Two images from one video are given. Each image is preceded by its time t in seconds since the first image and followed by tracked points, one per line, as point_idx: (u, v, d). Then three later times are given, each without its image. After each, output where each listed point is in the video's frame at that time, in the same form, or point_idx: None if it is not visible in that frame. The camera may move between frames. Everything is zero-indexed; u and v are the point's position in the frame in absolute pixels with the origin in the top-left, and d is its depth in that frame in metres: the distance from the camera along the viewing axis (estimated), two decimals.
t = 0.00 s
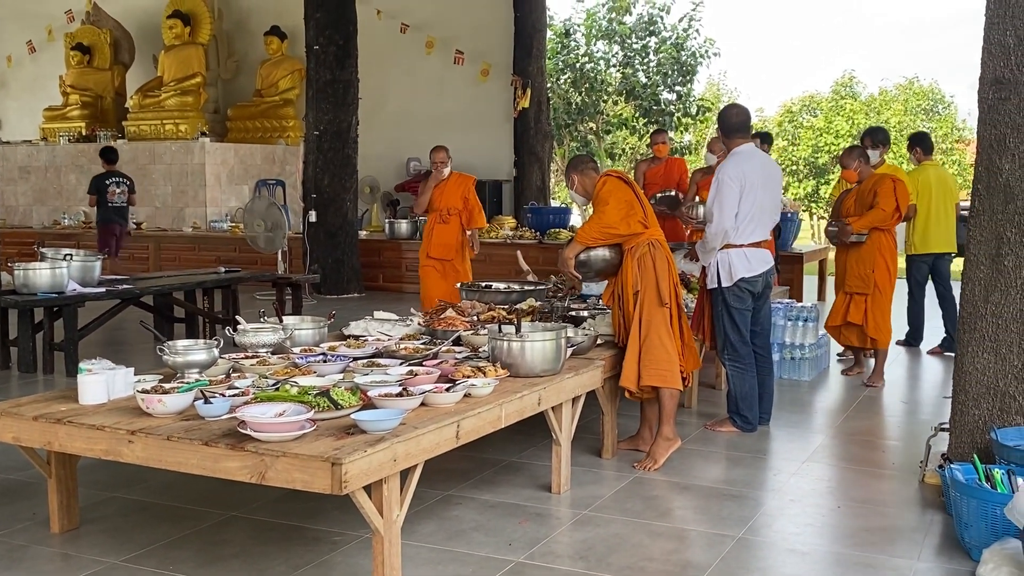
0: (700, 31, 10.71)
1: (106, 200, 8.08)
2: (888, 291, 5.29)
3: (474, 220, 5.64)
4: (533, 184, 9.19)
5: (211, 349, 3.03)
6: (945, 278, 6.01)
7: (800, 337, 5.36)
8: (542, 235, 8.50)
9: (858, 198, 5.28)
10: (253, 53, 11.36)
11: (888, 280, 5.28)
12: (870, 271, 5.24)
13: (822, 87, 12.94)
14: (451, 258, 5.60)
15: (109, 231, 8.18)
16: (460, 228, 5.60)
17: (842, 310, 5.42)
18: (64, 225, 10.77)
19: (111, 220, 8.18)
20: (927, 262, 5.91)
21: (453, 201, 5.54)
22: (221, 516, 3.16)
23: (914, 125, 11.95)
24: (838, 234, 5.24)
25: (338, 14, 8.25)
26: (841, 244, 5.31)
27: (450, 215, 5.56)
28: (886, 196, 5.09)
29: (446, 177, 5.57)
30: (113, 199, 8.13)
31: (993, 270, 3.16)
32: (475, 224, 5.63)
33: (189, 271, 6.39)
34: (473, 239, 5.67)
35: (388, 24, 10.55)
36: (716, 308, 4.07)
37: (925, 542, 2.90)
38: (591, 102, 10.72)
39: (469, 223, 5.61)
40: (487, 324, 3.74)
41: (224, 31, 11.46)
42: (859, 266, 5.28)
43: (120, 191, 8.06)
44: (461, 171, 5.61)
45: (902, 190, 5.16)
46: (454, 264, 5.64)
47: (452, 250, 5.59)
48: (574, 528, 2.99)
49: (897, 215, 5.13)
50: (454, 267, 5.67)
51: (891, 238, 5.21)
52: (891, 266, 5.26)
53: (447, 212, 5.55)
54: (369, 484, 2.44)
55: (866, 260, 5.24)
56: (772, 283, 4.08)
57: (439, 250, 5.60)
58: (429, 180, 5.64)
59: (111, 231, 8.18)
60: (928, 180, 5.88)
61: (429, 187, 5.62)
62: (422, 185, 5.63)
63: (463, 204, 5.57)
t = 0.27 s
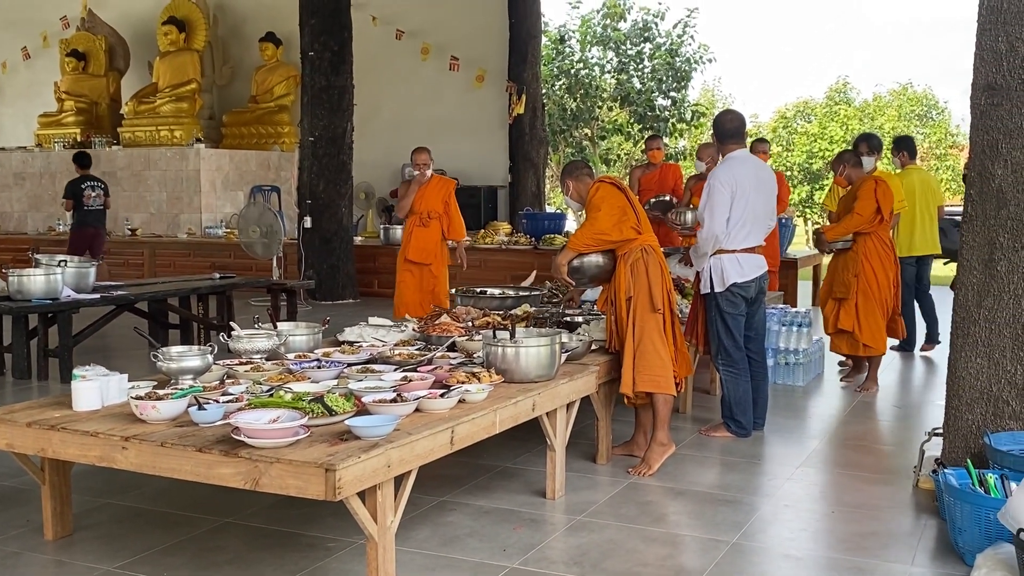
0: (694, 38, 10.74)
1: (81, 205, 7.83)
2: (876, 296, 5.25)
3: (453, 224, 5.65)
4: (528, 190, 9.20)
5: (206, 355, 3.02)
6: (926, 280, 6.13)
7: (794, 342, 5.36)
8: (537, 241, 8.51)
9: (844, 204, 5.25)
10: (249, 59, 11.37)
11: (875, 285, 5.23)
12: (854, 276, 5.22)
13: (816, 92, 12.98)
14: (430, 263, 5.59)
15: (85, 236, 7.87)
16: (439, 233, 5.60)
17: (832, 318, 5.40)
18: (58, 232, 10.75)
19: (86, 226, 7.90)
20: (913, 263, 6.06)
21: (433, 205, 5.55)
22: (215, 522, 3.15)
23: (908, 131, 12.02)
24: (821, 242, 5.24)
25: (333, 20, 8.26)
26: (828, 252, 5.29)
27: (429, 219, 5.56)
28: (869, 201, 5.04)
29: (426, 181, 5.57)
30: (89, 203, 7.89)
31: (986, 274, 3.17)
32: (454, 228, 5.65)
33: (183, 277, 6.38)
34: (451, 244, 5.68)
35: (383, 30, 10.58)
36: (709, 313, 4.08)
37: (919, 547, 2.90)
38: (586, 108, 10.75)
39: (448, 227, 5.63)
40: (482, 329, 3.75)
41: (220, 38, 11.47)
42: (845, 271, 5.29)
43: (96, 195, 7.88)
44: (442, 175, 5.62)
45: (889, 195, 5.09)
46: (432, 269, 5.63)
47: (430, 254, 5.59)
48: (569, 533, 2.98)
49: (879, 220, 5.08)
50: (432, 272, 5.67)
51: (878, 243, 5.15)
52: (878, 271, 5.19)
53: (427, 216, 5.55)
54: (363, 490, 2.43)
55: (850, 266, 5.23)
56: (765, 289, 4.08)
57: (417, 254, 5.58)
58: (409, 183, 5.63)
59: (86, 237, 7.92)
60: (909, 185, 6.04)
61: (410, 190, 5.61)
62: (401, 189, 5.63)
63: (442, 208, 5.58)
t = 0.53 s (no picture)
0: (691, 42, 10.75)
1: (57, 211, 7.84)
2: (856, 305, 5.05)
3: (442, 232, 5.56)
4: (525, 195, 9.20)
5: (202, 360, 3.02)
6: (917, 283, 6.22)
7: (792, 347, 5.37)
8: (534, 245, 8.51)
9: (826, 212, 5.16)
10: (246, 63, 11.38)
11: (856, 293, 5.04)
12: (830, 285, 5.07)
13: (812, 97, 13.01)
14: (416, 272, 5.49)
15: (59, 242, 7.86)
16: (428, 241, 5.51)
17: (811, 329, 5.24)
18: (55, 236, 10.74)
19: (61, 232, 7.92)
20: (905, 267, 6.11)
21: (420, 212, 5.46)
22: (211, 527, 3.15)
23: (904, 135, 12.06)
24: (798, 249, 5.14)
25: (330, 25, 8.27)
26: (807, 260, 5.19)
27: (417, 227, 5.47)
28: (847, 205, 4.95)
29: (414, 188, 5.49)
30: (65, 210, 7.90)
31: (981, 279, 3.17)
32: (442, 237, 5.55)
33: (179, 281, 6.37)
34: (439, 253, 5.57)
35: (380, 35, 10.59)
36: (706, 318, 4.09)
37: (915, 551, 2.91)
38: (582, 112, 10.77)
39: (436, 236, 5.53)
40: (478, 334, 3.75)
41: (216, 42, 11.48)
42: (825, 278, 5.14)
43: (71, 201, 7.91)
44: (431, 183, 5.54)
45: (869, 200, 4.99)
46: (418, 278, 5.53)
47: (417, 262, 5.49)
48: (565, 538, 2.98)
49: (855, 225, 4.96)
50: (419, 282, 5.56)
51: (855, 250, 5.00)
52: (859, 279, 5.02)
53: (415, 224, 5.46)
54: (359, 495, 2.43)
55: (828, 272, 5.07)
56: (762, 294, 4.09)
57: (404, 262, 5.49)
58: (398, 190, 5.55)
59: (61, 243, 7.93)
60: (902, 189, 6.09)
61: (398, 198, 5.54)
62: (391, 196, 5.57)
63: (430, 216, 5.49)
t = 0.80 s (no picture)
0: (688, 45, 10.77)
1: (35, 214, 7.91)
2: (823, 310, 4.96)
3: (433, 235, 5.47)
4: (522, 198, 9.21)
5: (199, 365, 3.02)
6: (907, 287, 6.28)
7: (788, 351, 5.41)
8: (531, 248, 8.51)
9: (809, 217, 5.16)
10: (243, 67, 11.38)
11: (825, 298, 4.95)
12: (805, 285, 5.04)
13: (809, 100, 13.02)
14: (406, 277, 5.40)
15: (40, 245, 7.97)
16: (418, 244, 5.42)
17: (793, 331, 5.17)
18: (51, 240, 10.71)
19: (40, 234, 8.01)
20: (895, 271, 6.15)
21: (410, 215, 5.37)
22: (208, 533, 3.14)
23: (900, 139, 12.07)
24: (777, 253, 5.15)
25: (327, 29, 8.27)
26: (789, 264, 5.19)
27: (407, 230, 5.38)
28: (822, 207, 4.96)
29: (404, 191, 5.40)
30: (42, 213, 7.98)
31: (978, 284, 3.18)
32: (433, 240, 5.46)
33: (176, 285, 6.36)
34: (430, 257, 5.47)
35: (377, 38, 10.59)
36: (704, 322, 4.08)
37: (912, 556, 2.91)
38: (579, 116, 10.77)
39: (426, 239, 5.44)
40: (476, 338, 3.75)
41: (213, 46, 11.48)
42: (803, 280, 5.09)
43: (49, 204, 7.99)
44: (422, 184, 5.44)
45: (848, 206, 4.96)
46: (408, 282, 5.43)
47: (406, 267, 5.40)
48: (562, 543, 2.98)
49: (829, 228, 4.94)
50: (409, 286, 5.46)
51: (830, 251, 4.95)
52: (829, 283, 4.94)
53: (404, 228, 5.38)
54: (356, 500, 2.43)
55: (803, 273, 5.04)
56: (761, 298, 4.09)
57: (394, 267, 5.41)
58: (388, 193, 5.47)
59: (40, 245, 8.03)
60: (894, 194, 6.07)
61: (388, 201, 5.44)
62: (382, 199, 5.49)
63: (420, 219, 5.40)
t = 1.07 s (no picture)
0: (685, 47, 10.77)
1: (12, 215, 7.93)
2: (799, 314, 4.92)
3: (422, 238, 5.30)
4: (519, 199, 9.21)
5: (196, 366, 3.01)
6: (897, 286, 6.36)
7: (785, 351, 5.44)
8: (528, 250, 8.52)
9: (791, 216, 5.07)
10: (240, 68, 11.37)
11: (800, 301, 4.91)
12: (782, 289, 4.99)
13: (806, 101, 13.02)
14: (396, 282, 5.25)
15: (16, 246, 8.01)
16: (407, 248, 5.26)
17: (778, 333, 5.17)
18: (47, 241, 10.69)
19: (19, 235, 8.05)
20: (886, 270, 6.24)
21: (399, 218, 5.20)
22: (205, 535, 3.14)
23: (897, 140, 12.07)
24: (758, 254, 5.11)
25: (324, 30, 8.27)
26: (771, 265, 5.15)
27: (395, 233, 5.21)
28: (795, 208, 4.87)
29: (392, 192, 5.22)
30: (20, 214, 8.00)
31: (975, 285, 3.18)
32: (422, 243, 5.30)
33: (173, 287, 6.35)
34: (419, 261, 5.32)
35: (374, 40, 10.59)
36: (703, 323, 4.08)
37: (909, 557, 2.91)
38: (576, 117, 10.76)
39: (416, 242, 5.28)
40: (473, 340, 3.74)
41: (210, 47, 11.48)
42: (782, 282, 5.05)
43: (27, 206, 8.00)
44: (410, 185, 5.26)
45: (824, 207, 4.84)
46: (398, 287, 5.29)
47: (395, 273, 5.25)
48: (559, 545, 2.98)
49: (800, 230, 4.84)
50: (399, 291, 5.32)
51: (803, 254, 4.86)
52: (804, 287, 4.89)
53: (393, 231, 5.21)
54: (353, 502, 2.43)
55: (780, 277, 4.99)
56: (760, 299, 4.09)
57: (382, 272, 5.25)
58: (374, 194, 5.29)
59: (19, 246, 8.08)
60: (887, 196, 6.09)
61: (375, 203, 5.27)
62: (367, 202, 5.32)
63: (409, 222, 5.23)
